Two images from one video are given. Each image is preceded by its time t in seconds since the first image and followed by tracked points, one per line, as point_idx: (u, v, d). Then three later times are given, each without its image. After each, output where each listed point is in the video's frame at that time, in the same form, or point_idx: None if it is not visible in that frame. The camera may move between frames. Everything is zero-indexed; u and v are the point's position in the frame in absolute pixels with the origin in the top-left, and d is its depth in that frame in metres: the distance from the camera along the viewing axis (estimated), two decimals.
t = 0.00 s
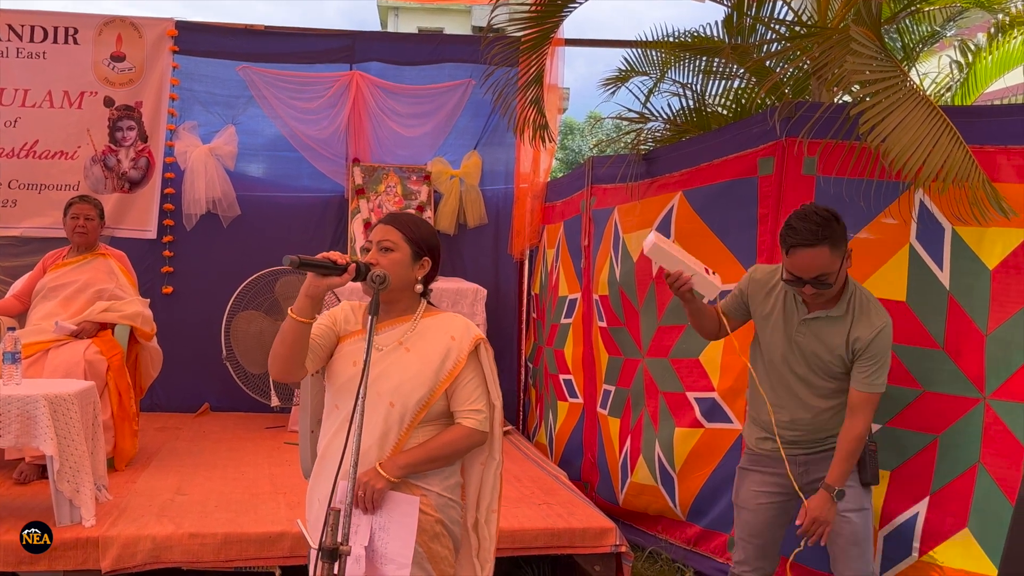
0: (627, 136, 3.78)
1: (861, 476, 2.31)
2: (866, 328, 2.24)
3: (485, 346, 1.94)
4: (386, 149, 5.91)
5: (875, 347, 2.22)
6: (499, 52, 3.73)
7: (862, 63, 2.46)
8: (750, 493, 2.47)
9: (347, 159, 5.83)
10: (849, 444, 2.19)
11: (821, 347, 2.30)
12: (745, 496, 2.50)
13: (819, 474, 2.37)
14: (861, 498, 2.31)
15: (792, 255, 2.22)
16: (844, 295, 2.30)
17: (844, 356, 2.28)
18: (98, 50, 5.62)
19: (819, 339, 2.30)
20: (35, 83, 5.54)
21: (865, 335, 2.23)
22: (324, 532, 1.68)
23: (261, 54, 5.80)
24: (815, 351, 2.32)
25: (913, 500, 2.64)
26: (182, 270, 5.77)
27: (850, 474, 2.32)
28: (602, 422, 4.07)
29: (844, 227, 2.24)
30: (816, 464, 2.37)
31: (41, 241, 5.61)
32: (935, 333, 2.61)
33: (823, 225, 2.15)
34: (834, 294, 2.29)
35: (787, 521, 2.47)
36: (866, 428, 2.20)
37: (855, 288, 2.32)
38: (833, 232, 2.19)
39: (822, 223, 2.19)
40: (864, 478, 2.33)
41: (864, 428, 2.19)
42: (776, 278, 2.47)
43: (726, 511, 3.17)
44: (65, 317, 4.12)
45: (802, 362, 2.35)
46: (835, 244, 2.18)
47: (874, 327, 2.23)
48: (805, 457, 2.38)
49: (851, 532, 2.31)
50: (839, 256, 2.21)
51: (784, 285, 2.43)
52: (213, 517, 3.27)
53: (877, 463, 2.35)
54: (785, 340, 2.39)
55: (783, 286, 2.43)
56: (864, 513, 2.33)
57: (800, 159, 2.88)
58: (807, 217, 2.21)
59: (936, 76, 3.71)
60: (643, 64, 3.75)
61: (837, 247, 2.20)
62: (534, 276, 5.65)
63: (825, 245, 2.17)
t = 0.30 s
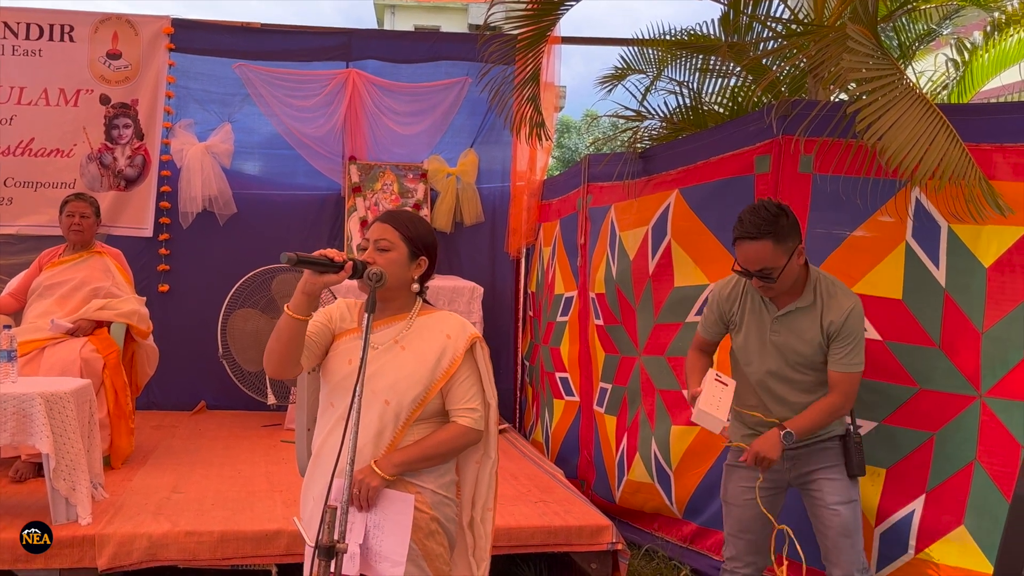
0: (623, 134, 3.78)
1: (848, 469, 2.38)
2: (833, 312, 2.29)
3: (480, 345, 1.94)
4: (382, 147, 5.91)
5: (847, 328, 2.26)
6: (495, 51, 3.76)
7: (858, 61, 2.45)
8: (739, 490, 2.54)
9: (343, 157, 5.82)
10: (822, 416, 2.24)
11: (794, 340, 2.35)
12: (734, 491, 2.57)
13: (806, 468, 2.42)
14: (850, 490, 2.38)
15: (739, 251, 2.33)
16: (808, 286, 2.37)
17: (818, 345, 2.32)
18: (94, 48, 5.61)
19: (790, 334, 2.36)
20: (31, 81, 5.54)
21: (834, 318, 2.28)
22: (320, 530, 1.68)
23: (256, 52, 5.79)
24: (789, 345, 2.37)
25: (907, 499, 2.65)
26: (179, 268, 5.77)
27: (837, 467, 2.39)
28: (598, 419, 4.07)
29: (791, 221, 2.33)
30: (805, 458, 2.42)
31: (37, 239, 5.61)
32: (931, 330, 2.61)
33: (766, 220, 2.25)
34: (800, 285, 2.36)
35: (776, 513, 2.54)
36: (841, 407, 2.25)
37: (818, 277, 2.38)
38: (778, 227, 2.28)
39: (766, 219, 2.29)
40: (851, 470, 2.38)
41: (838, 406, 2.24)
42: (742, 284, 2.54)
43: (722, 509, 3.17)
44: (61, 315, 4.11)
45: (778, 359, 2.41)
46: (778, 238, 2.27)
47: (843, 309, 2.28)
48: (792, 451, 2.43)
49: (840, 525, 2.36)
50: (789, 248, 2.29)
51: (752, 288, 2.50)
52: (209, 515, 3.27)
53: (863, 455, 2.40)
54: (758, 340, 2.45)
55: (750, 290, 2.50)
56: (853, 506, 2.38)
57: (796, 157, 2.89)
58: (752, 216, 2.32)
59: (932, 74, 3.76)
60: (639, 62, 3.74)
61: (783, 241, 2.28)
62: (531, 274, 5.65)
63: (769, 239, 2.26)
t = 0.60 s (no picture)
0: (620, 133, 3.79)
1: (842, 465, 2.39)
2: (812, 303, 2.32)
3: (478, 344, 1.95)
4: (380, 145, 5.91)
5: (825, 317, 2.28)
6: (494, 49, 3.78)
7: (856, 59, 2.45)
8: (735, 487, 2.55)
9: (340, 156, 5.82)
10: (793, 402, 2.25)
11: (777, 335, 2.38)
12: (729, 489, 2.57)
13: (800, 464, 2.43)
14: (845, 487, 2.39)
15: (718, 252, 2.34)
16: (787, 280, 2.39)
17: (800, 337, 2.34)
18: (91, 46, 5.60)
19: (772, 329, 2.39)
20: (27, 79, 5.52)
21: (813, 309, 2.30)
22: (319, 528, 1.68)
23: (251, 51, 5.77)
24: (772, 340, 2.39)
25: (904, 498, 2.65)
26: (176, 267, 5.76)
27: (831, 464, 2.40)
28: (596, 418, 4.08)
29: (766, 217, 2.33)
30: (800, 454, 2.43)
31: (33, 237, 5.60)
32: (928, 329, 2.61)
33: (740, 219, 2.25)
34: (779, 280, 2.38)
35: (771, 510, 2.55)
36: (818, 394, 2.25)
37: (797, 270, 2.40)
38: (753, 224, 2.29)
39: (740, 217, 2.30)
40: (845, 467, 2.37)
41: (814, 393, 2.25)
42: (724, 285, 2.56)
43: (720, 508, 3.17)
44: (58, 314, 4.10)
45: (763, 355, 2.43)
46: (755, 235, 2.27)
47: (821, 300, 2.31)
48: (787, 448, 2.44)
49: (835, 521, 2.36)
50: (765, 243, 2.30)
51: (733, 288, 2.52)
52: (207, 514, 3.26)
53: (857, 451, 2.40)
54: (742, 338, 2.47)
55: (732, 289, 2.52)
56: (848, 502, 2.38)
57: (794, 155, 2.89)
58: (727, 215, 2.33)
59: (931, 73, 3.77)
60: (636, 61, 3.74)
61: (759, 237, 2.29)
62: (528, 272, 5.65)
63: (745, 237, 2.27)
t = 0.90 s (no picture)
0: (618, 132, 3.79)
1: (832, 464, 2.40)
2: (798, 304, 2.32)
3: (475, 343, 1.95)
4: (378, 144, 5.91)
5: (810, 320, 2.29)
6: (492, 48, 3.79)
7: (854, 58, 2.44)
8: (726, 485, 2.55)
9: (338, 155, 5.83)
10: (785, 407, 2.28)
11: (763, 335, 2.39)
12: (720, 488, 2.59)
13: (790, 463, 2.44)
14: (835, 486, 2.41)
15: (715, 252, 2.32)
16: (774, 279, 2.40)
17: (785, 337, 2.35)
18: (89, 45, 5.60)
19: (758, 328, 2.40)
20: (25, 78, 5.52)
21: (799, 310, 2.31)
22: (315, 527, 1.68)
23: (247, 50, 5.77)
24: (758, 339, 2.40)
25: (902, 496, 2.65)
26: (174, 266, 5.76)
27: (821, 462, 2.42)
28: (594, 417, 4.08)
29: (759, 218, 2.34)
30: (789, 453, 2.43)
31: (32, 237, 5.60)
32: (926, 328, 2.61)
33: (739, 218, 2.25)
34: (765, 280, 2.38)
35: (763, 508, 2.56)
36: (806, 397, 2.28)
37: (784, 270, 2.40)
38: (749, 223, 2.29)
39: (736, 217, 2.29)
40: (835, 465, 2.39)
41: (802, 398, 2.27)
42: (711, 282, 2.56)
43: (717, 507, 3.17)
44: (56, 313, 4.10)
45: (749, 352, 2.44)
46: (752, 235, 2.28)
47: (807, 301, 2.31)
48: (775, 447, 2.44)
49: (826, 519, 2.39)
50: (758, 243, 2.30)
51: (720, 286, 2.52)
52: (205, 513, 3.26)
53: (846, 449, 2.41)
54: (729, 337, 2.49)
55: (719, 287, 2.53)
56: (838, 500, 2.40)
57: (792, 154, 2.89)
58: (721, 216, 2.31)
59: (929, 72, 3.74)
60: (634, 60, 3.75)
61: (756, 236, 2.30)
62: (526, 271, 5.65)
63: (743, 237, 2.27)
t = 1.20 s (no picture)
0: (618, 131, 3.80)
1: (822, 464, 2.40)
2: (788, 305, 2.32)
3: (470, 342, 1.95)
4: (377, 144, 5.91)
5: (800, 322, 2.29)
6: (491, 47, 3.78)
7: (852, 57, 2.43)
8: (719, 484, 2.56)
9: (338, 154, 5.83)
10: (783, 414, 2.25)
11: (752, 333, 2.39)
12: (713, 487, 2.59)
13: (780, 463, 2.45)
14: (825, 486, 2.42)
15: (708, 248, 2.32)
16: (766, 278, 2.39)
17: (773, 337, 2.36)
18: (88, 45, 5.60)
19: (747, 326, 2.40)
20: (24, 78, 5.52)
21: (788, 312, 2.31)
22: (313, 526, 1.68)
23: (247, 50, 5.77)
24: (747, 336, 2.41)
25: (900, 495, 2.66)
26: (174, 266, 5.76)
27: (812, 462, 2.42)
28: (593, 416, 4.08)
29: (755, 217, 2.33)
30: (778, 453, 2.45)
31: (31, 236, 5.60)
32: (924, 327, 2.62)
33: (733, 216, 2.25)
34: (757, 279, 2.38)
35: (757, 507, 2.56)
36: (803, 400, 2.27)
37: (778, 269, 2.40)
38: (744, 222, 2.29)
39: (731, 215, 2.29)
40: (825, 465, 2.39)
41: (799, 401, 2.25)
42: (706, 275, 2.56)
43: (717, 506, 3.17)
44: (55, 313, 4.10)
45: (738, 348, 2.45)
46: (745, 233, 2.27)
47: (797, 303, 2.31)
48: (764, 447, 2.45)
49: (818, 519, 2.40)
50: (751, 242, 2.30)
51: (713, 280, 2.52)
52: (205, 512, 3.26)
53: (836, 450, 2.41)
54: (721, 332, 2.49)
55: (713, 281, 2.53)
56: (829, 499, 2.41)
57: (791, 153, 2.89)
58: (717, 214, 2.31)
59: (928, 71, 3.73)
60: (633, 59, 3.74)
61: (750, 235, 2.30)
62: (525, 271, 5.65)
63: (737, 235, 2.27)
